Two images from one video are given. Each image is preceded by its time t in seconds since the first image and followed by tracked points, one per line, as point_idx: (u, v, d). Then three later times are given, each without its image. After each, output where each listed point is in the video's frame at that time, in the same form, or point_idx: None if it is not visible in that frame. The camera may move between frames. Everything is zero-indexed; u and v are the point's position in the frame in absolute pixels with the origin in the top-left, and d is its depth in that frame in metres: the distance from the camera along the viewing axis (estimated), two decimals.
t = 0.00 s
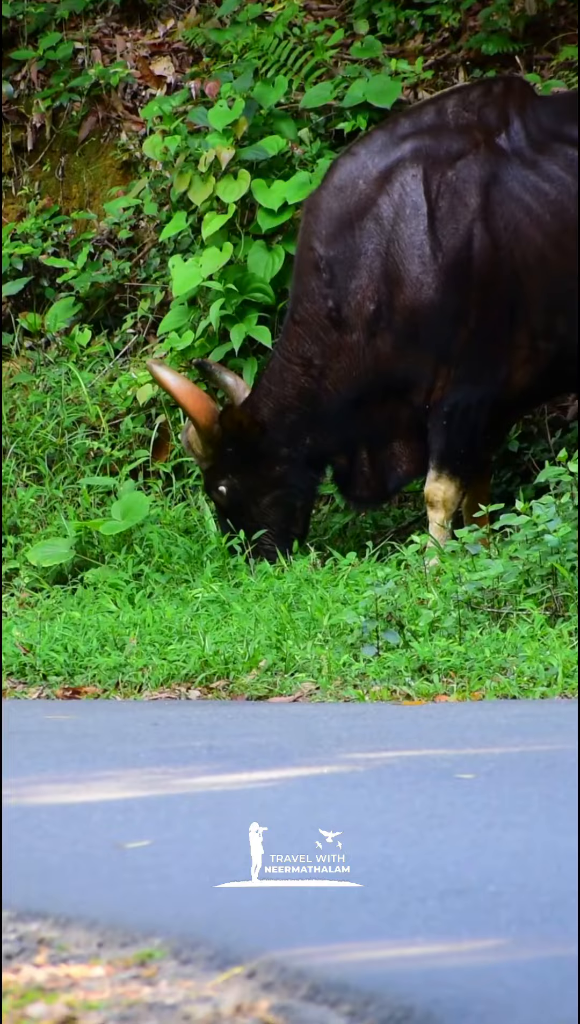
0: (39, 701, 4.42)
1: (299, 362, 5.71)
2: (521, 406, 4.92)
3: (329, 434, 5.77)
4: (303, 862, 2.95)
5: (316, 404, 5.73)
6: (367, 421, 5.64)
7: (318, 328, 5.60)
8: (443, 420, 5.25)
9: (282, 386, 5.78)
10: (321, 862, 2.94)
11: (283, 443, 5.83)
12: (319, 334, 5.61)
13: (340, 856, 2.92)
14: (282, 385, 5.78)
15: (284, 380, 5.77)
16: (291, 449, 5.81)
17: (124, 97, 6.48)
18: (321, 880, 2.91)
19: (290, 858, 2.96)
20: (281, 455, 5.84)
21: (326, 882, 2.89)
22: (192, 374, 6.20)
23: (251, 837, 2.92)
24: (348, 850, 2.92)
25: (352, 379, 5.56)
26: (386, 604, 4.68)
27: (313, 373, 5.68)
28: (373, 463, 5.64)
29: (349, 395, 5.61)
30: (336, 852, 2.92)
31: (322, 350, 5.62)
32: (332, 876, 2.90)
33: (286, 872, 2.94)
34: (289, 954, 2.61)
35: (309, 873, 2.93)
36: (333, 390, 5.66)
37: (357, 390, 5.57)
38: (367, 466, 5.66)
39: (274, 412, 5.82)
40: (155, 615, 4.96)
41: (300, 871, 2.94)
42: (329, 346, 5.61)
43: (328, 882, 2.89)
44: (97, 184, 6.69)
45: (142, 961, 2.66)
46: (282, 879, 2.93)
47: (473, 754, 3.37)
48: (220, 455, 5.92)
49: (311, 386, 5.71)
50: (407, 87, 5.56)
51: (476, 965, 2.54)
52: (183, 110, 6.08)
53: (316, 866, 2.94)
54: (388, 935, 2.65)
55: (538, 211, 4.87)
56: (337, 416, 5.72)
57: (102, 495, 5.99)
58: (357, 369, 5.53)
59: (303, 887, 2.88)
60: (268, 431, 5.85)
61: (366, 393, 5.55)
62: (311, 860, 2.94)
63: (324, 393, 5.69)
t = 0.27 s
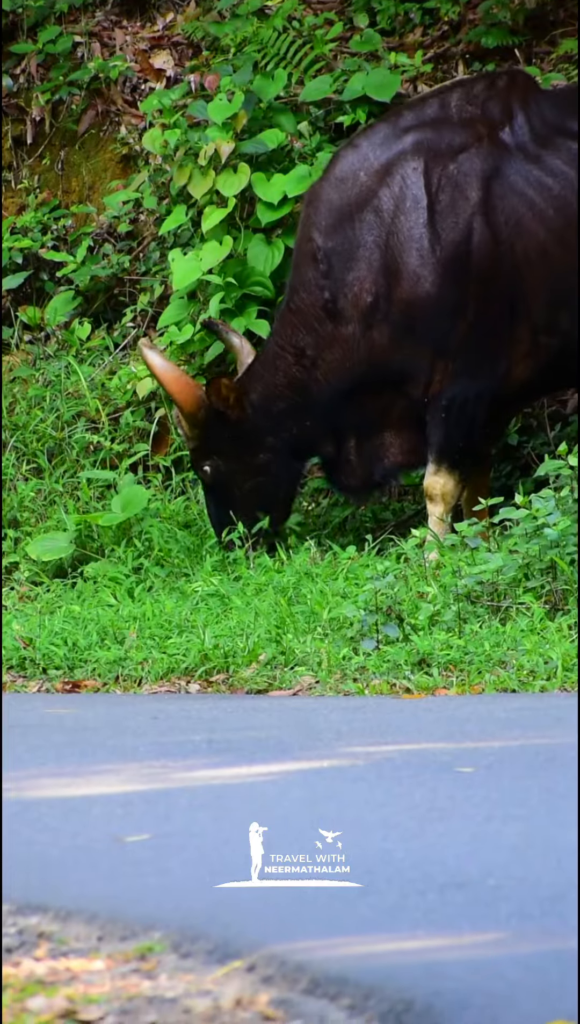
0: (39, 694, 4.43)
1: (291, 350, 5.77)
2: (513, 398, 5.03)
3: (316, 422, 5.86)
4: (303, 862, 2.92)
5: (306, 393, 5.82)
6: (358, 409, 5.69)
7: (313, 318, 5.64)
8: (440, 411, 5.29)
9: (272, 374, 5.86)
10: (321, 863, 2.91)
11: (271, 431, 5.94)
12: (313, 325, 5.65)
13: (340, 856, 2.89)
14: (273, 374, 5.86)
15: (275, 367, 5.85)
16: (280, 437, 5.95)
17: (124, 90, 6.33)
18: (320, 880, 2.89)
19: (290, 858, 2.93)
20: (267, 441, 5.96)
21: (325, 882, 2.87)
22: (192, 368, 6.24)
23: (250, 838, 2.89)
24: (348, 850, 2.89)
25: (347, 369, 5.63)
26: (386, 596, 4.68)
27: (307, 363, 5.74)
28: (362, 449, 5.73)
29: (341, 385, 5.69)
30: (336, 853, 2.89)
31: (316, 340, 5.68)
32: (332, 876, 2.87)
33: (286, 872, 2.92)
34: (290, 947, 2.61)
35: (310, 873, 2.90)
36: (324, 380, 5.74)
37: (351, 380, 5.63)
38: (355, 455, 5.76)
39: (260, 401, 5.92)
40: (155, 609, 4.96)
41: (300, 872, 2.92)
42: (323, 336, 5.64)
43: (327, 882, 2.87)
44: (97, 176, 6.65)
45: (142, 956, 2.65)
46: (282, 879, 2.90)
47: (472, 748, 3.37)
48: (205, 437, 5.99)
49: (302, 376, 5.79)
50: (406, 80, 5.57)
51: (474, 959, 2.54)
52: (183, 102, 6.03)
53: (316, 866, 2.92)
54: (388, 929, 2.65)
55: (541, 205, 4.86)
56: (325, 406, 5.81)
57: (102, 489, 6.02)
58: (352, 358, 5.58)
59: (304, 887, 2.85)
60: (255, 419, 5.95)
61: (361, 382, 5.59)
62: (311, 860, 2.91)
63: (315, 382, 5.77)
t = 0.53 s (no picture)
0: (38, 688, 4.44)
1: (287, 346, 5.84)
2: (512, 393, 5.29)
3: (310, 416, 5.97)
4: (303, 862, 2.89)
5: (300, 386, 5.94)
6: (354, 402, 5.80)
7: (309, 314, 5.72)
8: (438, 403, 5.45)
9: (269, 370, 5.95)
10: (321, 863, 2.89)
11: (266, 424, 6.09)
12: (309, 320, 5.72)
13: (340, 856, 2.88)
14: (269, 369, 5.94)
15: (271, 362, 5.91)
16: (275, 430, 6.07)
17: (123, 85, 6.24)
18: (321, 880, 2.88)
19: (289, 858, 2.90)
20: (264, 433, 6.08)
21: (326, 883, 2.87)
22: (192, 362, 6.23)
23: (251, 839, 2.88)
24: (348, 850, 2.88)
25: (342, 362, 5.74)
26: (385, 592, 4.70)
27: (302, 355, 5.84)
28: (361, 445, 5.73)
29: (337, 379, 5.80)
30: (336, 853, 2.88)
31: (312, 335, 5.77)
32: (332, 876, 2.87)
33: (286, 872, 2.90)
34: (291, 941, 2.72)
35: (309, 874, 2.89)
36: (320, 374, 5.86)
37: (348, 374, 5.75)
38: (357, 454, 5.74)
39: (258, 394, 6.04)
40: (154, 603, 4.95)
41: (300, 872, 2.89)
42: (321, 330, 5.72)
43: (327, 883, 2.87)
44: (97, 172, 6.44)
45: (142, 950, 2.78)
46: (282, 879, 2.89)
47: (471, 741, 3.39)
48: (205, 427, 6.03)
49: (297, 371, 5.89)
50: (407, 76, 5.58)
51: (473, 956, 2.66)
52: (182, 96, 6.04)
53: (316, 866, 2.89)
54: (389, 926, 2.73)
55: (541, 199, 5.18)
56: (321, 399, 5.91)
57: (101, 483, 6.03)
58: (348, 352, 5.71)
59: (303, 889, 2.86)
60: (254, 411, 6.07)
61: (358, 377, 5.71)
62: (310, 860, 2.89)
63: (309, 376, 5.88)
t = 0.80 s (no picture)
0: (36, 683, 4.45)
1: (283, 343, 5.75)
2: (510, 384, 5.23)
3: (313, 416, 5.81)
4: (303, 862, 2.90)
5: (301, 385, 5.78)
6: (353, 399, 5.68)
7: (305, 309, 5.62)
8: (435, 401, 5.32)
9: (268, 367, 5.84)
10: (321, 862, 2.89)
11: (270, 428, 5.90)
12: (306, 318, 5.63)
13: (340, 856, 2.88)
14: (267, 366, 5.84)
15: (270, 358, 5.82)
16: (277, 432, 5.89)
17: (121, 80, 6.51)
18: (320, 880, 2.87)
19: (289, 858, 2.91)
20: (267, 436, 5.90)
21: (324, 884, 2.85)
22: (189, 357, 6.21)
23: (251, 838, 2.85)
24: (348, 850, 2.88)
25: (340, 358, 5.62)
26: (382, 587, 4.70)
27: (299, 353, 5.72)
28: (360, 441, 5.70)
29: (335, 375, 5.68)
30: (336, 852, 2.88)
31: (309, 331, 5.65)
32: (331, 876, 2.86)
33: (286, 872, 2.90)
34: (287, 936, 2.63)
35: (309, 875, 2.88)
36: (318, 371, 5.71)
37: (346, 369, 5.63)
38: (357, 449, 5.72)
39: (262, 395, 5.88)
40: (152, 599, 4.96)
41: (300, 872, 2.89)
42: (318, 328, 5.63)
43: (327, 882, 2.85)
44: (93, 168, 6.73)
45: (139, 945, 2.64)
46: (282, 879, 2.88)
47: (470, 738, 3.38)
48: (210, 429, 5.94)
49: (296, 369, 5.76)
50: (404, 71, 5.56)
51: (473, 949, 2.54)
52: (180, 93, 6.10)
53: (316, 866, 2.90)
54: (386, 918, 2.67)
55: (536, 194, 5.02)
56: (323, 397, 5.74)
57: (98, 479, 6.02)
58: (345, 348, 5.58)
59: (302, 888, 2.83)
60: (260, 413, 5.91)
61: (356, 373, 5.60)
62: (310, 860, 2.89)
63: (308, 373, 5.74)
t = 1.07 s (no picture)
0: (29, 679, 4.44)
1: (276, 338, 5.74)
2: (501, 380, 5.25)
3: (307, 413, 5.77)
4: (303, 862, 2.91)
5: (293, 382, 5.76)
6: (347, 396, 5.63)
7: (297, 306, 5.61)
8: (426, 397, 5.33)
9: (261, 365, 5.82)
10: (321, 862, 2.90)
11: (264, 426, 5.84)
12: (297, 314, 5.62)
13: (340, 856, 2.88)
14: (261, 363, 5.81)
15: (263, 356, 5.80)
16: (272, 430, 5.84)
17: (115, 76, 6.51)
18: (321, 880, 2.88)
19: (289, 858, 2.92)
20: (261, 434, 5.84)
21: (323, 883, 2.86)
22: (182, 353, 6.20)
23: (251, 838, 2.86)
24: (348, 849, 2.88)
25: (332, 355, 5.61)
26: (376, 584, 4.69)
27: (291, 350, 5.71)
28: (355, 442, 5.67)
29: (327, 372, 5.65)
30: (336, 852, 2.89)
31: (301, 328, 5.64)
32: (331, 875, 2.87)
33: (286, 872, 2.91)
34: (280, 933, 2.64)
35: (310, 874, 2.89)
36: (310, 367, 5.69)
37: (338, 366, 5.60)
38: (354, 450, 5.68)
39: (256, 394, 5.84)
40: (146, 596, 4.96)
41: (300, 872, 2.90)
42: (310, 324, 5.62)
43: (328, 882, 2.86)
44: (88, 164, 6.80)
45: (132, 942, 2.64)
46: (282, 879, 2.89)
47: (463, 734, 3.39)
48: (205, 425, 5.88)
49: (288, 366, 5.74)
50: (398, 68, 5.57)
51: (467, 945, 2.55)
52: (174, 88, 6.11)
53: (315, 866, 2.91)
54: (379, 915, 2.68)
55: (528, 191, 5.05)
56: (315, 393, 5.73)
57: (92, 475, 6.02)
58: (337, 344, 5.57)
59: (302, 887, 2.84)
60: (254, 411, 5.85)
61: (347, 369, 5.58)
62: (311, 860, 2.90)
63: (300, 370, 5.72)
